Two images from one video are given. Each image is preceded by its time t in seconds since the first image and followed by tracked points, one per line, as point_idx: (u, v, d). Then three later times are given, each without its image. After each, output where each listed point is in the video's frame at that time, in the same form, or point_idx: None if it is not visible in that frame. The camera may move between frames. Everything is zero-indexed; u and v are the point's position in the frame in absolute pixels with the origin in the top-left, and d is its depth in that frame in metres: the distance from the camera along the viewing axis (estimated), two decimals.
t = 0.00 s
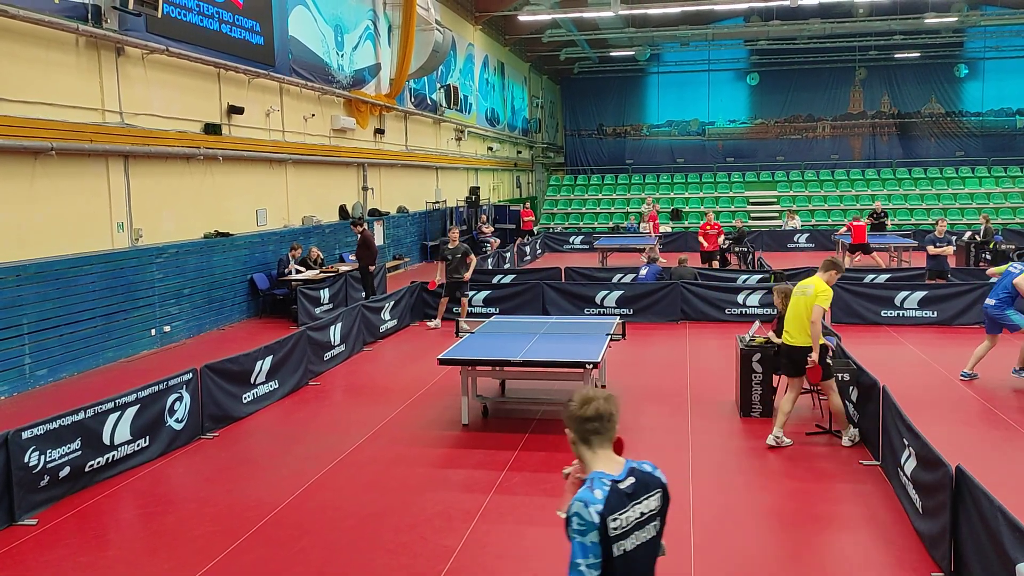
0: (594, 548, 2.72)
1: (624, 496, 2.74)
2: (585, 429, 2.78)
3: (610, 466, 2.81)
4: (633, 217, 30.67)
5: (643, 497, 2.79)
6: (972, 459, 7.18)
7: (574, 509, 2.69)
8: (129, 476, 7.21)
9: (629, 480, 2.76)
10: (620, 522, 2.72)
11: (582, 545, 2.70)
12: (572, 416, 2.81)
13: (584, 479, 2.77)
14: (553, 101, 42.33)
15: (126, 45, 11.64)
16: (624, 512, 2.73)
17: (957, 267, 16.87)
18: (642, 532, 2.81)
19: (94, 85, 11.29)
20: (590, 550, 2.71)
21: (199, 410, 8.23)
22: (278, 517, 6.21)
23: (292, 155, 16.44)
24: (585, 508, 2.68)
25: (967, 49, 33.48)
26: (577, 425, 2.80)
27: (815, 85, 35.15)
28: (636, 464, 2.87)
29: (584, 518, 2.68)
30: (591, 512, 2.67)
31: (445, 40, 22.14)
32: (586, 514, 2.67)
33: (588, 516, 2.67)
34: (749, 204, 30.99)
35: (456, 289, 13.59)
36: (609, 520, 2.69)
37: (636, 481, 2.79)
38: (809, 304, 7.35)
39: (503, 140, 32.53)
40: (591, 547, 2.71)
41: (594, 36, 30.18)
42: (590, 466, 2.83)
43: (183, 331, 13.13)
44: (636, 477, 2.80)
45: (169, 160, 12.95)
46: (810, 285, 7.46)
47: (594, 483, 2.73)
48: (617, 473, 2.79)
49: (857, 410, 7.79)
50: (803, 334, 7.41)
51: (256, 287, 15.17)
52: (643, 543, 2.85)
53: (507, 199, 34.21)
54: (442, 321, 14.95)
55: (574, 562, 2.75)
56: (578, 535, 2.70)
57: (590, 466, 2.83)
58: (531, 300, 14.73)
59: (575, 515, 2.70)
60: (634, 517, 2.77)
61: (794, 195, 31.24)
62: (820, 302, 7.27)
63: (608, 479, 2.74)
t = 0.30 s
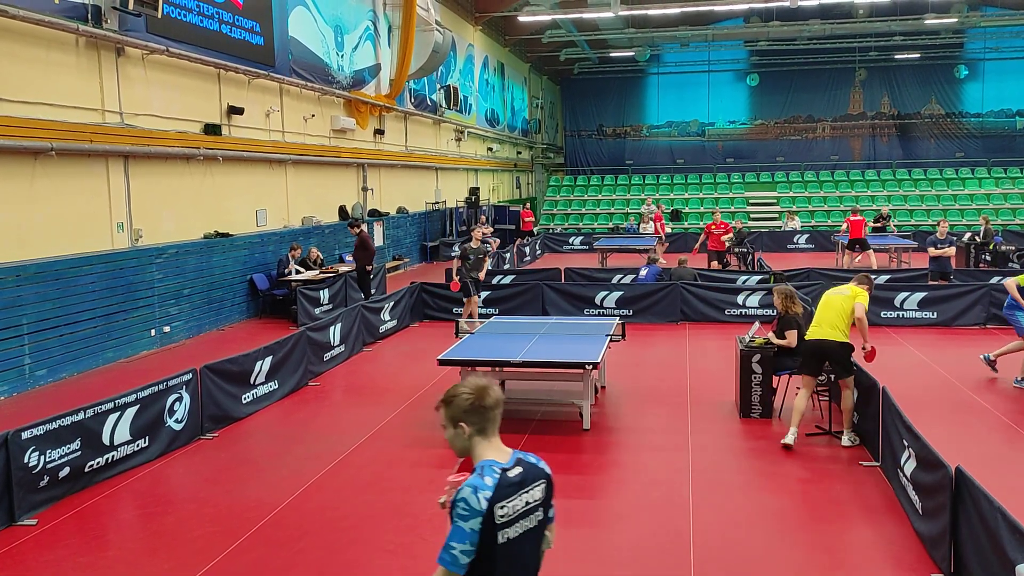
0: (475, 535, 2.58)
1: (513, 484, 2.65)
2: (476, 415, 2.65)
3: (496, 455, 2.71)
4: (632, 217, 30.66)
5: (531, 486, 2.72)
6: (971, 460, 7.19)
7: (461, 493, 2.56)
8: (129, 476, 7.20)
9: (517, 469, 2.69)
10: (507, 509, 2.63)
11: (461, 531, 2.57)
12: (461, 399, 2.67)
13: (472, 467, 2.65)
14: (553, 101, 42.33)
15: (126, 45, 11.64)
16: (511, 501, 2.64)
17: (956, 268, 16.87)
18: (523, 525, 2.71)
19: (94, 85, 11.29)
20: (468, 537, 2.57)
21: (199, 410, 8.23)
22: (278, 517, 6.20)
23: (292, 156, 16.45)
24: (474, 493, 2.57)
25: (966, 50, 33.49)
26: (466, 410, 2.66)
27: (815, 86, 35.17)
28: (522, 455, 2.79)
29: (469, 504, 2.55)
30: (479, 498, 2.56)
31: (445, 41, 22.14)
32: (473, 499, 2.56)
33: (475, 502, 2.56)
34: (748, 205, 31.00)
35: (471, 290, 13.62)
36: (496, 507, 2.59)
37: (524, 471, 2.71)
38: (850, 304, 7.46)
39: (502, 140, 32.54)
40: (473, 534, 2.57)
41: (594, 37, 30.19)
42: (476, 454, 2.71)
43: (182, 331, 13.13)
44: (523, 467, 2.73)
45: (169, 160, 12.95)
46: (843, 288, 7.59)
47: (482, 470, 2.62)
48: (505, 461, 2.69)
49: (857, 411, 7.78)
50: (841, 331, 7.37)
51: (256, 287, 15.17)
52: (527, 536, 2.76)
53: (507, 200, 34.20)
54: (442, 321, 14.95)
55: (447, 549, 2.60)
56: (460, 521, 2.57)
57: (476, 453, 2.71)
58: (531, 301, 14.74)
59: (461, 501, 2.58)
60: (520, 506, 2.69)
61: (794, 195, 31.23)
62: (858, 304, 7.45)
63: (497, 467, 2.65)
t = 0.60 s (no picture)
0: (360, 547, 2.53)
1: (392, 493, 2.62)
2: (365, 430, 2.61)
3: (373, 468, 2.69)
4: (631, 218, 30.69)
5: (406, 498, 2.69)
6: (970, 461, 7.18)
7: (343, 506, 2.51)
8: (128, 476, 7.20)
9: (394, 481, 2.66)
10: (388, 519, 2.59)
11: (350, 544, 2.51)
12: (348, 414, 2.59)
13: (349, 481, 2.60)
14: (553, 102, 42.36)
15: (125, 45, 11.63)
16: (391, 511, 2.61)
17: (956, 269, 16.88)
18: (403, 537, 2.69)
19: (93, 85, 11.28)
20: (357, 549, 2.52)
21: (198, 410, 8.23)
22: (276, 518, 6.20)
23: (291, 156, 16.46)
24: (356, 504, 2.52)
25: (965, 51, 33.52)
26: (355, 425, 2.60)
27: (814, 87, 35.21)
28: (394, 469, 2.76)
29: (356, 516, 2.51)
30: (362, 508, 2.52)
31: (445, 41, 22.11)
32: (357, 510, 2.51)
33: (358, 512, 2.51)
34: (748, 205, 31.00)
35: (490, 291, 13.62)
36: (378, 516, 2.56)
37: (400, 482, 2.68)
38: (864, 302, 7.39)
39: (502, 140, 32.56)
40: (357, 546, 2.53)
41: (593, 37, 30.18)
42: (351, 471, 2.66)
43: (181, 331, 13.13)
44: (398, 479, 2.70)
45: (168, 160, 12.95)
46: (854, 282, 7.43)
47: (364, 483, 2.58)
48: (380, 474, 2.67)
49: (857, 412, 7.78)
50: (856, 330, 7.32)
51: (255, 288, 15.18)
52: (407, 548, 2.72)
53: (507, 200, 34.20)
54: (441, 322, 14.95)
55: (335, 563, 2.53)
56: (346, 535, 2.51)
57: (355, 469, 2.65)
58: (530, 301, 14.76)
59: (343, 514, 2.52)
60: (400, 516, 2.66)
61: (794, 196, 31.25)
62: (870, 300, 7.41)
63: (376, 479, 2.62)
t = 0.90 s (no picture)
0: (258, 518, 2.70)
1: (271, 468, 2.80)
2: (245, 409, 2.74)
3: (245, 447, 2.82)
4: (630, 217, 30.70)
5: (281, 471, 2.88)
6: (968, 459, 7.20)
7: (235, 485, 2.64)
8: (126, 475, 7.19)
9: (270, 458, 2.82)
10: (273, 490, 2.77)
11: (249, 517, 2.66)
12: (227, 394, 2.70)
13: (230, 462, 2.71)
14: (552, 101, 42.34)
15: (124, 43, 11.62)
16: (273, 482, 2.79)
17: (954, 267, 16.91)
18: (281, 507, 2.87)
19: (91, 83, 11.26)
20: (256, 521, 2.67)
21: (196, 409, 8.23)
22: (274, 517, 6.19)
23: (290, 154, 16.45)
24: (248, 481, 2.67)
25: (963, 50, 33.55)
26: (234, 404, 2.71)
27: (812, 85, 35.24)
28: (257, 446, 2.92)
29: (249, 490, 2.66)
30: (254, 483, 2.68)
31: (444, 39, 22.03)
32: (250, 485, 2.66)
33: (251, 487, 2.67)
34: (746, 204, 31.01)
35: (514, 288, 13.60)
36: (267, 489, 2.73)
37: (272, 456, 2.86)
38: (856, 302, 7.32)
39: (500, 139, 32.53)
40: (256, 518, 2.68)
41: (592, 36, 30.14)
42: (227, 451, 2.76)
43: (179, 329, 13.12)
44: (271, 455, 2.87)
45: (167, 159, 12.93)
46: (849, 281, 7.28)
47: (245, 460, 2.72)
48: (256, 452, 2.81)
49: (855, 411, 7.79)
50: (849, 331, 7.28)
51: (254, 286, 15.18)
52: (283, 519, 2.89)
53: (505, 199, 34.17)
54: (439, 320, 14.95)
55: (234, 541, 2.65)
56: (241, 510, 2.65)
57: (231, 448, 2.75)
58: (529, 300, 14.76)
59: (234, 492, 2.64)
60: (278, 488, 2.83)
61: (792, 194, 31.27)
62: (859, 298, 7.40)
63: (255, 456, 2.77)
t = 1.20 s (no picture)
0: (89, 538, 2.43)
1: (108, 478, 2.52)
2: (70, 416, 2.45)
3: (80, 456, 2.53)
4: (629, 192, 30.59)
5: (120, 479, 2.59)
6: (965, 434, 7.23)
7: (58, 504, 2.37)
8: (126, 452, 7.22)
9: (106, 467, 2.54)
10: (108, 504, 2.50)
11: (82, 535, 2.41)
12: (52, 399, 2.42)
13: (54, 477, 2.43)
14: (552, 75, 41.97)
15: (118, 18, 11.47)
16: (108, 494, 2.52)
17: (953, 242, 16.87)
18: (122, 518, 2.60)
19: (86, 58, 11.13)
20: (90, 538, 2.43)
21: (195, 386, 8.24)
22: (274, 493, 6.22)
23: (287, 130, 16.33)
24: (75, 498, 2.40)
25: (965, 23, 33.21)
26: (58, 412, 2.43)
27: (813, 59, 34.96)
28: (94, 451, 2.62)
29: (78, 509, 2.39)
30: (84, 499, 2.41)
31: (442, 13, 21.68)
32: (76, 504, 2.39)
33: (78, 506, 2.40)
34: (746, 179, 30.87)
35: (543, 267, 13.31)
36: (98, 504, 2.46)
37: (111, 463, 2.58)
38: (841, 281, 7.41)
39: (499, 114, 32.30)
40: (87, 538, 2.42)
41: (591, 10, 29.77)
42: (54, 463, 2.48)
43: (178, 307, 13.11)
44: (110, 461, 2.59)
45: (163, 135, 12.83)
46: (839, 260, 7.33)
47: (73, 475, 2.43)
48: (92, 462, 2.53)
49: (852, 385, 7.83)
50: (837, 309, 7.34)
51: (252, 263, 15.15)
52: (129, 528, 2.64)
53: (504, 174, 34.00)
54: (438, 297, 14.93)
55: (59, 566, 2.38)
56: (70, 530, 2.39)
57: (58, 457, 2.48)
58: (527, 277, 14.71)
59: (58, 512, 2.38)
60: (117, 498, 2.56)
61: (792, 169, 31.15)
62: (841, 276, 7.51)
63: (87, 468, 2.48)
